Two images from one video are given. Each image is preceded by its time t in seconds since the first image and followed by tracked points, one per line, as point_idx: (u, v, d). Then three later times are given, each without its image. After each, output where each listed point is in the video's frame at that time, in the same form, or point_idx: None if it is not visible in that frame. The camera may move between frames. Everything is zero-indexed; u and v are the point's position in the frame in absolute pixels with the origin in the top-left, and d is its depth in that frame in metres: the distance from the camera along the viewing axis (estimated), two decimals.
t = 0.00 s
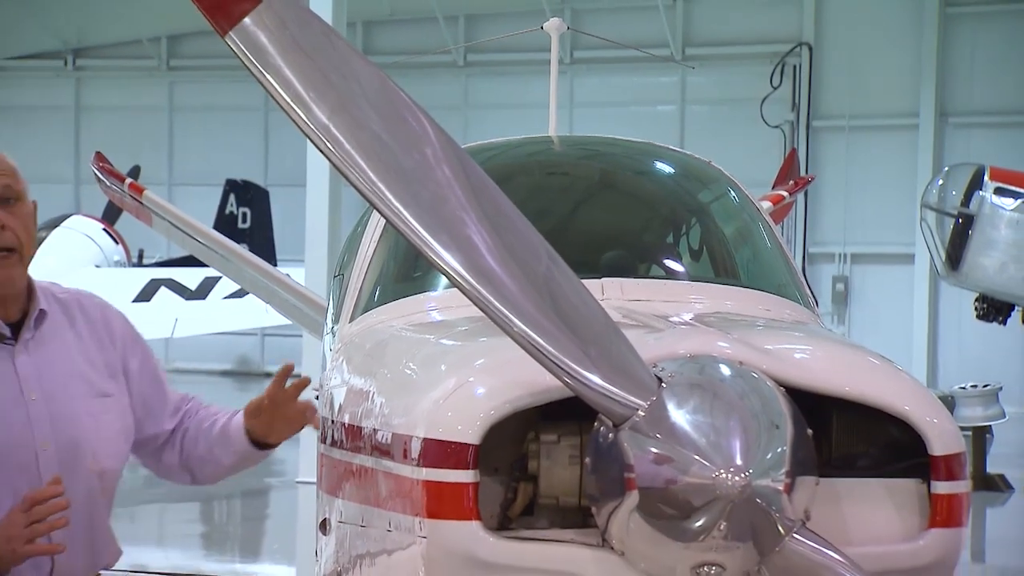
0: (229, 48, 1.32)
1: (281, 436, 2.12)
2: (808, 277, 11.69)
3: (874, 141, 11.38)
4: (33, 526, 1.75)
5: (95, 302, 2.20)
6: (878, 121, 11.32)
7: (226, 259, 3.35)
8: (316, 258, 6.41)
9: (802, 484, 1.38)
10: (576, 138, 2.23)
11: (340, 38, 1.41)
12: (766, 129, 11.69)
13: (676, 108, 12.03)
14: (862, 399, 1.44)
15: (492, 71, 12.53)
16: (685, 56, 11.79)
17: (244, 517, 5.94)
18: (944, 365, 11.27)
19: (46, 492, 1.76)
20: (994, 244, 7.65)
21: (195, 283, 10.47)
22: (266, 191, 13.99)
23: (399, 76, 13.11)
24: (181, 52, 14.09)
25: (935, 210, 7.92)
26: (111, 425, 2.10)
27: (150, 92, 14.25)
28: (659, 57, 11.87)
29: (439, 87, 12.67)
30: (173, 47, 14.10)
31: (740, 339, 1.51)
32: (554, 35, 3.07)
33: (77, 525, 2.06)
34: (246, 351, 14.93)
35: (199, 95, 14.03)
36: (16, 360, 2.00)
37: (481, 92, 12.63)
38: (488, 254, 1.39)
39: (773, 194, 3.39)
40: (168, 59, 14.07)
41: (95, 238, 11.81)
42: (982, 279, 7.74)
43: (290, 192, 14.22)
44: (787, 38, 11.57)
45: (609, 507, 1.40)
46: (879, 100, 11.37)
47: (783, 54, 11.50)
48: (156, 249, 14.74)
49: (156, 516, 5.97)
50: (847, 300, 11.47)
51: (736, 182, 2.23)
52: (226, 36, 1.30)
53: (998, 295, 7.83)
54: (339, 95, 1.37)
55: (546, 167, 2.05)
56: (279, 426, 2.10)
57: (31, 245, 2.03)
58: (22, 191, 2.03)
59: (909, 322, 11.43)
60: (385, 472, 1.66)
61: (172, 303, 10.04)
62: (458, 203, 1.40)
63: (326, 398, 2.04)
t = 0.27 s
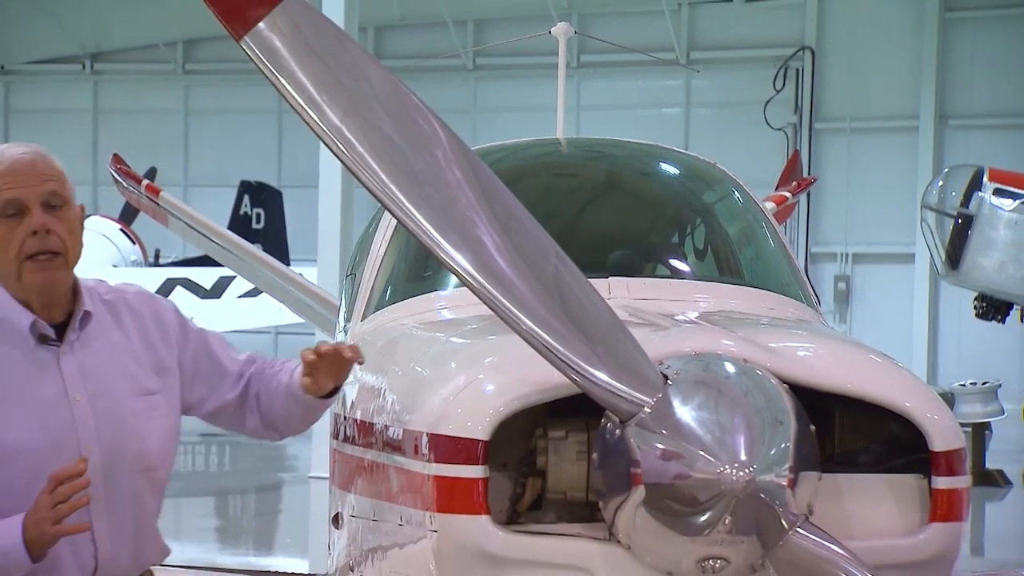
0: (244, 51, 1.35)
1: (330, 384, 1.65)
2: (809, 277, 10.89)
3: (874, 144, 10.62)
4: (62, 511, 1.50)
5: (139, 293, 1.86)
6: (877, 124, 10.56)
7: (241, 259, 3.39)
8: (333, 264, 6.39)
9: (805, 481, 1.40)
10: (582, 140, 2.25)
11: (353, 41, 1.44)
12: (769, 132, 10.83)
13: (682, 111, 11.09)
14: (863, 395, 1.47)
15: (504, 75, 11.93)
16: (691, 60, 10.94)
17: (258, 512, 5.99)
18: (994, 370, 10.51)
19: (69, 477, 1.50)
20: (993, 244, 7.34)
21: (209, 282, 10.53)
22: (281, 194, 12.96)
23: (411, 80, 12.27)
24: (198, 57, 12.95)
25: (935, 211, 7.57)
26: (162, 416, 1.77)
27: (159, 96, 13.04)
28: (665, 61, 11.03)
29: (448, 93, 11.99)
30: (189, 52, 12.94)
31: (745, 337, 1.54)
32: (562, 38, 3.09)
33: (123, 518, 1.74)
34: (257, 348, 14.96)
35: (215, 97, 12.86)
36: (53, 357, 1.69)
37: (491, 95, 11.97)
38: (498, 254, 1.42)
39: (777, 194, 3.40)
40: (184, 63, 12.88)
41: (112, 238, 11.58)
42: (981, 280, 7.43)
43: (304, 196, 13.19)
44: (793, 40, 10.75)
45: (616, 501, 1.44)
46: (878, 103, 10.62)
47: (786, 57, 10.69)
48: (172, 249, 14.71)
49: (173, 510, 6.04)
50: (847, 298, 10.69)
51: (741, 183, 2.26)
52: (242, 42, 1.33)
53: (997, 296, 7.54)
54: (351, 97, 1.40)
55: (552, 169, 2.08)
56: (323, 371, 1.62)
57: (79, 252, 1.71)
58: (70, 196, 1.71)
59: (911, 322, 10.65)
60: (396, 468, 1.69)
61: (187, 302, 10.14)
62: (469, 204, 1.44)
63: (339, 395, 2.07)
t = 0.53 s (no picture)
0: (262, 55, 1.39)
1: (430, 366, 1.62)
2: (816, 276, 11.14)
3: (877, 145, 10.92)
4: (106, 485, 1.37)
5: (205, 288, 1.74)
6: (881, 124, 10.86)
7: (259, 257, 3.46)
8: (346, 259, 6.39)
9: (812, 475, 1.43)
10: (592, 141, 2.28)
11: (368, 44, 1.47)
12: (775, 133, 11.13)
13: (690, 113, 11.45)
14: (869, 391, 1.50)
15: (515, 77, 12.12)
16: (700, 63, 11.29)
17: (275, 505, 6.05)
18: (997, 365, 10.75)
19: (113, 436, 1.37)
20: (996, 243, 7.29)
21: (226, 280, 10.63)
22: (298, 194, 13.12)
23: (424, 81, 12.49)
24: (217, 60, 13.24)
25: (939, 210, 7.49)
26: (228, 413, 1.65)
27: (181, 97, 13.29)
28: (674, 63, 11.44)
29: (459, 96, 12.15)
30: (208, 55, 13.24)
31: (753, 334, 1.57)
32: (574, 42, 3.12)
33: (183, 519, 1.60)
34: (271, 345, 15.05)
35: (235, 98, 13.08)
36: (117, 355, 1.57)
37: (503, 97, 12.19)
38: (511, 253, 1.46)
39: (784, 195, 3.44)
40: (203, 66, 13.19)
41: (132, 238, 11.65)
42: (985, 278, 7.38)
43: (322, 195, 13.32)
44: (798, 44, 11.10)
45: (626, 495, 1.47)
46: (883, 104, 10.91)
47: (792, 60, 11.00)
48: (191, 247, 14.84)
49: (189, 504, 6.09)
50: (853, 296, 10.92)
51: (748, 183, 2.29)
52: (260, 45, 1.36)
53: (1001, 294, 7.48)
54: (367, 100, 1.43)
55: (565, 169, 2.12)
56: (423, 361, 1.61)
57: (142, 254, 1.59)
58: (134, 198, 1.59)
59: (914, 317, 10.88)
60: (411, 462, 1.73)
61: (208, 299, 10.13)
62: (482, 204, 1.47)
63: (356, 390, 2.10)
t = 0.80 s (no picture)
0: (279, 55, 1.42)
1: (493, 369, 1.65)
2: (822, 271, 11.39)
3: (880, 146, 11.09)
4: (170, 448, 1.42)
5: (272, 278, 1.87)
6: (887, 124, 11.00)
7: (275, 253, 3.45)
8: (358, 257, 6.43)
9: (818, 467, 1.46)
10: (602, 139, 2.31)
11: (382, 44, 1.50)
12: (782, 132, 11.25)
13: (698, 112, 11.51)
14: (875, 384, 1.52)
15: (526, 77, 12.16)
16: (707, 63, 11.36)
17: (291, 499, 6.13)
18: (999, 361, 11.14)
19: (173, 405, 1.41)
20: (998, 239, 7.34)
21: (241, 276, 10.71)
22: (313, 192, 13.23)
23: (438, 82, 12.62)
24: (233, 60, 13.36)
25: (942, 207, 7.56)
26: (296, 398, 1.78)
27: (199, 98, 13.42)
28: (681, 63, 11.47)
29: (472, 95, 12.25)
30: (225, 55, 13.35)
31: (760, 329, 1.60)
32: (583, 42, 3.14)
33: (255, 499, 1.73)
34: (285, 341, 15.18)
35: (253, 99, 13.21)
36: (189, 347, 1.70)
37: (514, 96, 12.25)
38: (522, 249, 1.49)
39: (789, 193, 3.48)
40: (220, 67, 13.32)
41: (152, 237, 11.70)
42: (986, 274, 7.44)
43: (336, 194, 13.42)
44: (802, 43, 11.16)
45: (635, 487, 1.50)
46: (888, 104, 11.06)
47: (798, 60, 11.08)
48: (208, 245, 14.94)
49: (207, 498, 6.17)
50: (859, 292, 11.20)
51: (754, 180, 2.33)
52: (277, 44, 1.39)
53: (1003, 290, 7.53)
54: (381, 100, 1.46)
55: (574, 168, 2.15)
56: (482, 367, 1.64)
57: (212, 248, 1.68)
58: (206, 194, 1.67)
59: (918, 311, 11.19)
60: (424, 454, 1.77)
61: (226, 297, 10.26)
62: (494, 201, 1.50)
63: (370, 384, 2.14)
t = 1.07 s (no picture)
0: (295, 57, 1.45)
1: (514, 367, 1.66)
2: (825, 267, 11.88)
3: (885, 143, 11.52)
4: (233, 464, 1.45)
5: (331, 268, 1.89)
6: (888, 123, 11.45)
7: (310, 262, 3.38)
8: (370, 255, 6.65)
9: (824, 459, 1.49)
10: (610, 138, 2.34)
11: (397, 47, 1.52)
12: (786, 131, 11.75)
13: (703, 112, 12.08)
14: (878, 379, 1.55)
15: (534, 78, 12.64)
16: (714, 63, 11.90)
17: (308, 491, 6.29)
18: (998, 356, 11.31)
19: (233, 422, 1.43)
20: (1000, 236, 6.76)
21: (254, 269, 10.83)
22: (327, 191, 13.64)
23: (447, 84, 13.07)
24: (250, 61, 13.95)
25: (944, 205, 6.99)
26: (358, 391, 1.80)
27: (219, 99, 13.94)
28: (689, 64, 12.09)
29: (482, 96, 12.77)
30: (242, 57, 13.95)
31: (766, 325, 1.63)
32: (593, 45, 3.17)
33: (321, 492, 1.76)
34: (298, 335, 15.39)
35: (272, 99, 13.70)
36: (249, 344, 1.74)
37: (524, 96, 12.72)
38: (534, 248, 1.52)
39: (793, 189, 3.54)
40: (237, 68, 13.89)
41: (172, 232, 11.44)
42: (989, 272, 6.86)
43: (348, 192, 13.82)
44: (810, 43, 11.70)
45: (644, 478, 1.54)
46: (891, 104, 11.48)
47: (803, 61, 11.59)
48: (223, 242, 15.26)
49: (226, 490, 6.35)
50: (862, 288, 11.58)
51: (762, 179, 2.35)
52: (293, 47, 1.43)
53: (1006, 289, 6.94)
54: (395, 101, 1.49)
55: (584, 166, 2.18)
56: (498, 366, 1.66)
57: (269, 246, 1.72)
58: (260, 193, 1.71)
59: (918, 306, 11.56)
60: (436, 447, 1.81)
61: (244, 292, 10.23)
62: (506, 199, 1.53)
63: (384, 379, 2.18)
